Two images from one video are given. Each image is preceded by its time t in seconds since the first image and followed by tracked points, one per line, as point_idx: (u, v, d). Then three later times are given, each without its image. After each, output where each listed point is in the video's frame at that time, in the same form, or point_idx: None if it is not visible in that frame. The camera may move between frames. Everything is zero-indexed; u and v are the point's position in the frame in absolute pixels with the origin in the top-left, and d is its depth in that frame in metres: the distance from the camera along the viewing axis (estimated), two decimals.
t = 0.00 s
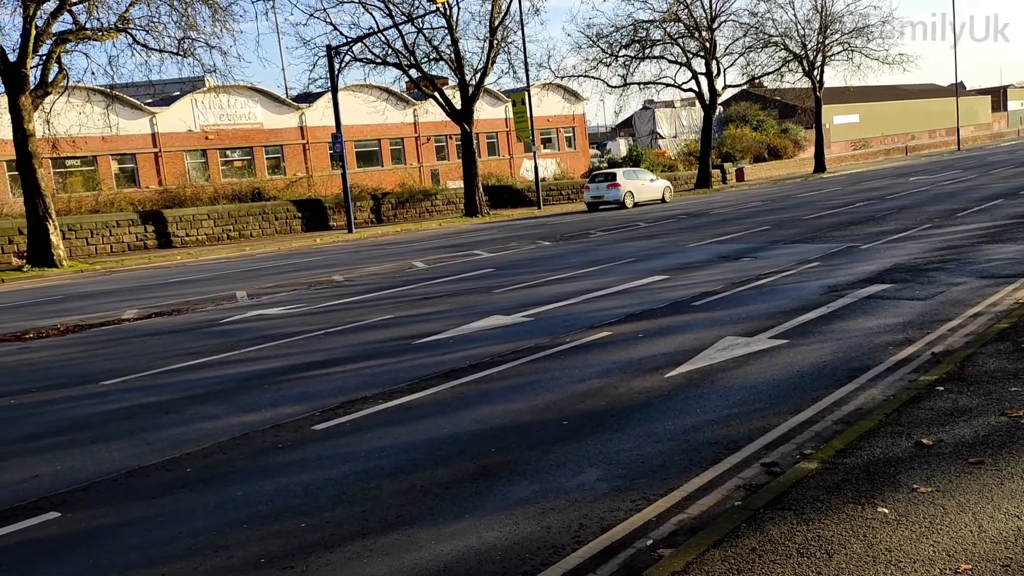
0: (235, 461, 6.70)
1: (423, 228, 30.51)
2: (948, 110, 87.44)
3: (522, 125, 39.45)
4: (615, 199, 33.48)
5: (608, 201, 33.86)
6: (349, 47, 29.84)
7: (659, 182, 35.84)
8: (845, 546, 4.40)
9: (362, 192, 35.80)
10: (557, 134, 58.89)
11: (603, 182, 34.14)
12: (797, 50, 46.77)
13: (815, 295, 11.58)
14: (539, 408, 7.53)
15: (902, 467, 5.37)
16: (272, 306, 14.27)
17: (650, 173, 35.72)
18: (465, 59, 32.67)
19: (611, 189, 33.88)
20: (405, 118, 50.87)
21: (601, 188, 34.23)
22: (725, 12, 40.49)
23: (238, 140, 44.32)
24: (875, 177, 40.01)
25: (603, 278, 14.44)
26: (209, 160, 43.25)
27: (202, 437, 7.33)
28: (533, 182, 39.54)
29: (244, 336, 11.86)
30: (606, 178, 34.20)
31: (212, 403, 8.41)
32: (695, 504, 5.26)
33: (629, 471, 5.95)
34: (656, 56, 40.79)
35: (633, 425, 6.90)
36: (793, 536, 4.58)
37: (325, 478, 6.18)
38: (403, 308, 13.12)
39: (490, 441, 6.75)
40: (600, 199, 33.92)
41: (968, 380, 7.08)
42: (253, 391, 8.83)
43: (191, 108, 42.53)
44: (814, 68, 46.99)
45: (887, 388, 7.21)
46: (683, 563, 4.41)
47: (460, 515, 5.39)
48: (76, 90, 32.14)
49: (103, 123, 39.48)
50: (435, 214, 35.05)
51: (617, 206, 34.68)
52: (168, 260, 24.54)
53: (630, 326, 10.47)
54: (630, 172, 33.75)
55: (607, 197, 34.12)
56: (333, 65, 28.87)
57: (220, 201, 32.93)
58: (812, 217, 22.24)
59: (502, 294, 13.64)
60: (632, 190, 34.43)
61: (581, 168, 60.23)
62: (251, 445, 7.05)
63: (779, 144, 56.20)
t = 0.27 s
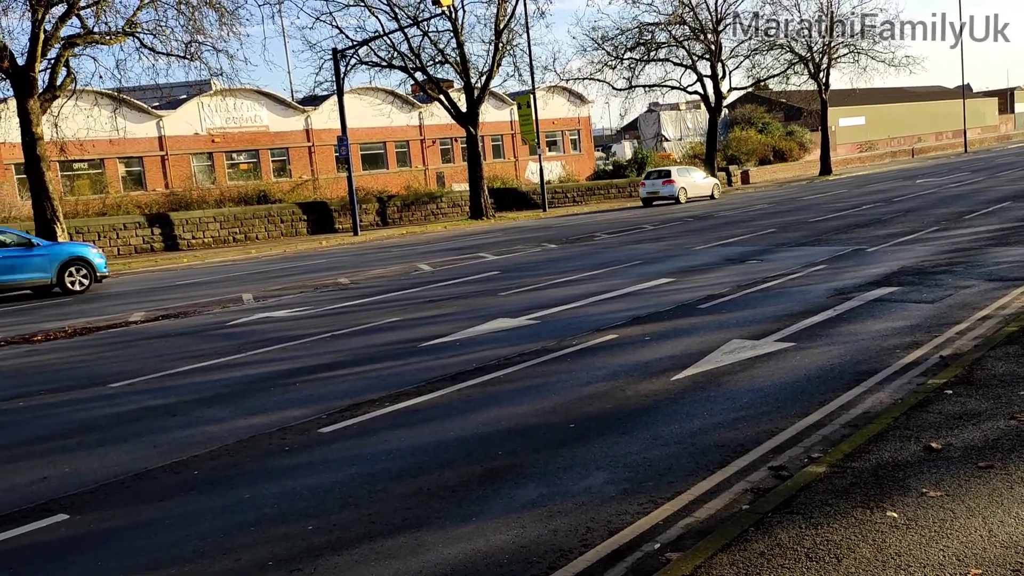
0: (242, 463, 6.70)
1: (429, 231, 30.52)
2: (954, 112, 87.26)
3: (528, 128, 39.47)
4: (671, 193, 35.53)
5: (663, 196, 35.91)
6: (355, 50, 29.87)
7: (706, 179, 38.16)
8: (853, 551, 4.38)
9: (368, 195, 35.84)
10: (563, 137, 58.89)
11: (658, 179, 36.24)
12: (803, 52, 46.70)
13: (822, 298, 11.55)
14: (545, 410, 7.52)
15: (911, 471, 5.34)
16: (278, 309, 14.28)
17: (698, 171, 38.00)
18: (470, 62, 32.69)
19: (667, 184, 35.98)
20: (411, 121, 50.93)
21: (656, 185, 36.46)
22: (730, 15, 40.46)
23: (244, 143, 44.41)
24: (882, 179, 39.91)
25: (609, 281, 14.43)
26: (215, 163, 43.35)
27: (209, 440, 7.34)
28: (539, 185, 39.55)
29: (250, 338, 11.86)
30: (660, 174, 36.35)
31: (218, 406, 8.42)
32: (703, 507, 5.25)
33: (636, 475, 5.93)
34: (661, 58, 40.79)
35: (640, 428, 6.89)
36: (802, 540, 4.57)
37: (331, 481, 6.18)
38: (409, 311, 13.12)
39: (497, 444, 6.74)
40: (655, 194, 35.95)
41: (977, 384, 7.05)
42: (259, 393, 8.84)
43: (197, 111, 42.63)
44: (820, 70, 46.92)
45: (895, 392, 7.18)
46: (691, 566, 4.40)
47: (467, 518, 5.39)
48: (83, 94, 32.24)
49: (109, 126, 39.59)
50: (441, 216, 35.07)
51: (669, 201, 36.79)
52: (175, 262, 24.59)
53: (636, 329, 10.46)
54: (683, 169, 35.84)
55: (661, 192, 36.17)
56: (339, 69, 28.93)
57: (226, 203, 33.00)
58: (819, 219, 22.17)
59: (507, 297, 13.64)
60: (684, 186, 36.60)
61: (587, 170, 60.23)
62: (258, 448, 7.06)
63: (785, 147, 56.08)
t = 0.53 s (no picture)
0: (244, 467, 6.70)
1: (431, 234, 30.55)
2: (956, 114, 87.22)
3: (530, 131, 39.49)
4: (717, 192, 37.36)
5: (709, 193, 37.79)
6: (358, 53, 29.91)
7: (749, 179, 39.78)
8: (857, 554, 4.38)
9: (370, 198, 35.86)
10: (565, 139, 58.90)
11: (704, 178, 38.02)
12: (806, 55, 46.71)
13: (824, 301, 11.54)
14: (548, 414, 7.51)
15: (914, 474, 5.33)
16: (280, 312, 14.29)
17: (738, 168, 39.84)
18: (473, 65, 32.72)
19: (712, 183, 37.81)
20: (413, 124, 50.96)
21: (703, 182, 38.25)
22: (733, 17, 40.47)
23: (246, 146, 44.47)
24: (885, 181, 39.88)
25: (612, 283, 14.42)
26: (218, 166, 43.41)
27: (211, 443, 7.35)
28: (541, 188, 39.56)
29: (252, 341, 11.88)
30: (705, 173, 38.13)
31: (221, 409, 8.43)
32: (706, 510, 5.25)
33: (638, 478, 5.93)
34: (663, 61, 40.81)
35: (643, 431, 6.89)
36: (804, 543, 4.56)
37: (334, 484, 6.18)
38: (411, 314, 13.12)
39: (499, 447, 6.74)
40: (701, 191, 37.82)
41: (981, 386, 7.04)
42: (261, 396, 8.84)
43: (200, 114, 42.70)
44: (822, 72, 46.92)
45: (898, 395, 7.17)
46: (693, 570, 4.39)
47: (470, 522, 5.39)
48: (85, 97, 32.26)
49: (112, 129, 39.68)
50: (443, 219, 35.07)
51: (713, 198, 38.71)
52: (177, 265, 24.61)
53: (639, 332, 10.44)
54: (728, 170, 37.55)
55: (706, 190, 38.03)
56: (341, 72, 28.97)
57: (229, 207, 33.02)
58: (821, 222, 22.15)
59: (509, 300, 13.63)
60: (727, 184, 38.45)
61: (589, 173, 60.24)
62: (261, 451, 7.06)
63: (788, 149, 56.05)
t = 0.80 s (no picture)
0: (244, 470, 6.69)
1: (431, 237, 30.58)
2: (956, 116, 87.30)
3: (530, 134, 39.53)
4: (754, 189, 40.00)
5: (747, 190, 40.48)
6: (358, 57, 29.94)
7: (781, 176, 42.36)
8: (858, 557, 4.37)
9: (371, 201, 35.88)
10: (565, 142, 58.94)
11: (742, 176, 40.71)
12: (805, 58, 46.77)
13: (824, 303, 11.54)
14: (548, 417, 7.50)
15: (915, 477, 5.32)
16: (281, 315, 14.29)
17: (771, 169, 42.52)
18: (472, 68, 32.76)
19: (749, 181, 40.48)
20: (413, 127, 51.00)
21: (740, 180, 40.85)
22: (732, 20, 40.51)
23: (247, 149, 44.50)
24: (885, 184, 39.90)
25: (612, 287, 14.42)
26: (218, 169, 43.44)
27: (211, 446, 7.34)
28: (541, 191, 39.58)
29: (252, 344, 11.88)
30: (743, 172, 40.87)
31: (221, 413, 8.42)
32: (707, 513, 5.24)
33: (639, 481, 5.92)
34: (663, 64, 40.86)
35: (643, 434, 6.88)
36: (805, 546, 4.56)
37: (333, 488, 6.17)
38: (411, 317, 13.12)
39: (499, 451, 6.73)
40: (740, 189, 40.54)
41: (981, 389, 7.03)
42: (261, 400, 8.84)
43: (200, 117, 42.73)
44: (822, 75, 46.98)
45: (899, 397, 7.16)
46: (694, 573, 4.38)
47: (470, 525, 5.38)
48: (86, 100, 32.34)
49: (113, 133, 39.72)
50: (443, 222, 35.10)
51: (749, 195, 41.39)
52: (178, 269, 24.61)
53: (639, 335, 10.44)
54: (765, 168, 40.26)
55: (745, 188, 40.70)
56: (341, 75, 29.01)
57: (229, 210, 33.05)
58: (821, 224, 22.16)
59: (510, 303, 13.64)
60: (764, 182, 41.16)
61: (589, 176, 60.28)
62: (261, 455, 7.06)
63: (788, 152, 56.10)
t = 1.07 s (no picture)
0: (243, 475, 6.68)
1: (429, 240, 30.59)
2: (953, 120, 87.57)
3: (528, 138, 39.58)
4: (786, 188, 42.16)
5: (778, 190, 43.11)
6: (355, 61, 29.95)
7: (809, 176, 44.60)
8: (857, 561, 4.37)
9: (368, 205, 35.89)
10: (563, 146, 59.01)
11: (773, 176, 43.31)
12: (802, 62, 46.91)
13: (822, 307, 11.55)
14: (546, 421, 7.50)
15: (914, 481, 5.33)
16: (279, 319, 14.28)
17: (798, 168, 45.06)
18: (470, 73, 32.78)
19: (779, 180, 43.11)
20: (411, 131, 51.04)
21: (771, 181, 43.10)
22: (729, 24, 40.61)
23: (245, 153, 44.50)
24: (883, 188, 39.98)
25: (610, 290, 14.43)
26: (216, 173, 43.42)
27: (209, 451, 7.33)
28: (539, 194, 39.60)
29: (251, 348, 11.88)
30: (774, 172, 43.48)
31: (219, 417, 8.41)
32: (705, 518, 5.24)
33: (637, 485, 5.92)
34: (661, 68, 40.92)
35: (642, 438, 6.89)
36: (804, 551, 4.56)
37: (332, 492, 6.17)
38: (409, 321, 13.11)
39: (497, 455, 6.73)
40: (770, 189, 43.19)
41: (979, 393, 7.04)
42: (260, 404, 8.83)
43: (198, 122, 42.72)
44: (819, 79, 47.10)
45: (896, 401, 7.18)
46: None
47: (469, 530, 5.37)
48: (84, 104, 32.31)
49: (111, 137, 39.71)
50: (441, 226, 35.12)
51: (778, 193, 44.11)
52: (176, 273, 24.58)
53: (637, 339, 10.45)
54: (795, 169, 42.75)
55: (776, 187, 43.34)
56: (339, 79, 29.02)
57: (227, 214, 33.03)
58: (819, 228, 22.20)
59: (508, 307, 13.64)
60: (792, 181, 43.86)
61: (586, 179, 60.34)
62: (259, 459, 7.05)
63: (785, 156, 56.22)
